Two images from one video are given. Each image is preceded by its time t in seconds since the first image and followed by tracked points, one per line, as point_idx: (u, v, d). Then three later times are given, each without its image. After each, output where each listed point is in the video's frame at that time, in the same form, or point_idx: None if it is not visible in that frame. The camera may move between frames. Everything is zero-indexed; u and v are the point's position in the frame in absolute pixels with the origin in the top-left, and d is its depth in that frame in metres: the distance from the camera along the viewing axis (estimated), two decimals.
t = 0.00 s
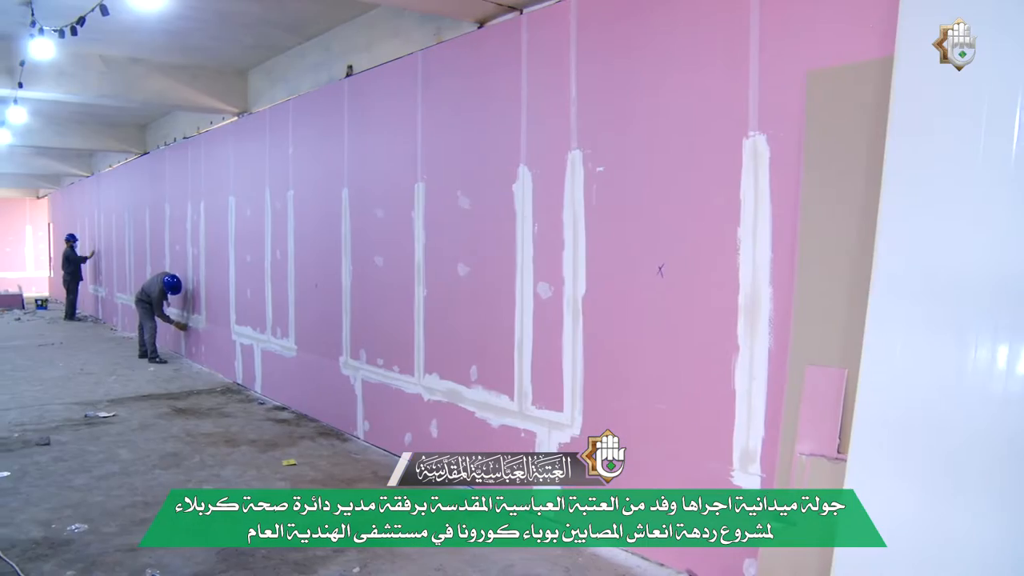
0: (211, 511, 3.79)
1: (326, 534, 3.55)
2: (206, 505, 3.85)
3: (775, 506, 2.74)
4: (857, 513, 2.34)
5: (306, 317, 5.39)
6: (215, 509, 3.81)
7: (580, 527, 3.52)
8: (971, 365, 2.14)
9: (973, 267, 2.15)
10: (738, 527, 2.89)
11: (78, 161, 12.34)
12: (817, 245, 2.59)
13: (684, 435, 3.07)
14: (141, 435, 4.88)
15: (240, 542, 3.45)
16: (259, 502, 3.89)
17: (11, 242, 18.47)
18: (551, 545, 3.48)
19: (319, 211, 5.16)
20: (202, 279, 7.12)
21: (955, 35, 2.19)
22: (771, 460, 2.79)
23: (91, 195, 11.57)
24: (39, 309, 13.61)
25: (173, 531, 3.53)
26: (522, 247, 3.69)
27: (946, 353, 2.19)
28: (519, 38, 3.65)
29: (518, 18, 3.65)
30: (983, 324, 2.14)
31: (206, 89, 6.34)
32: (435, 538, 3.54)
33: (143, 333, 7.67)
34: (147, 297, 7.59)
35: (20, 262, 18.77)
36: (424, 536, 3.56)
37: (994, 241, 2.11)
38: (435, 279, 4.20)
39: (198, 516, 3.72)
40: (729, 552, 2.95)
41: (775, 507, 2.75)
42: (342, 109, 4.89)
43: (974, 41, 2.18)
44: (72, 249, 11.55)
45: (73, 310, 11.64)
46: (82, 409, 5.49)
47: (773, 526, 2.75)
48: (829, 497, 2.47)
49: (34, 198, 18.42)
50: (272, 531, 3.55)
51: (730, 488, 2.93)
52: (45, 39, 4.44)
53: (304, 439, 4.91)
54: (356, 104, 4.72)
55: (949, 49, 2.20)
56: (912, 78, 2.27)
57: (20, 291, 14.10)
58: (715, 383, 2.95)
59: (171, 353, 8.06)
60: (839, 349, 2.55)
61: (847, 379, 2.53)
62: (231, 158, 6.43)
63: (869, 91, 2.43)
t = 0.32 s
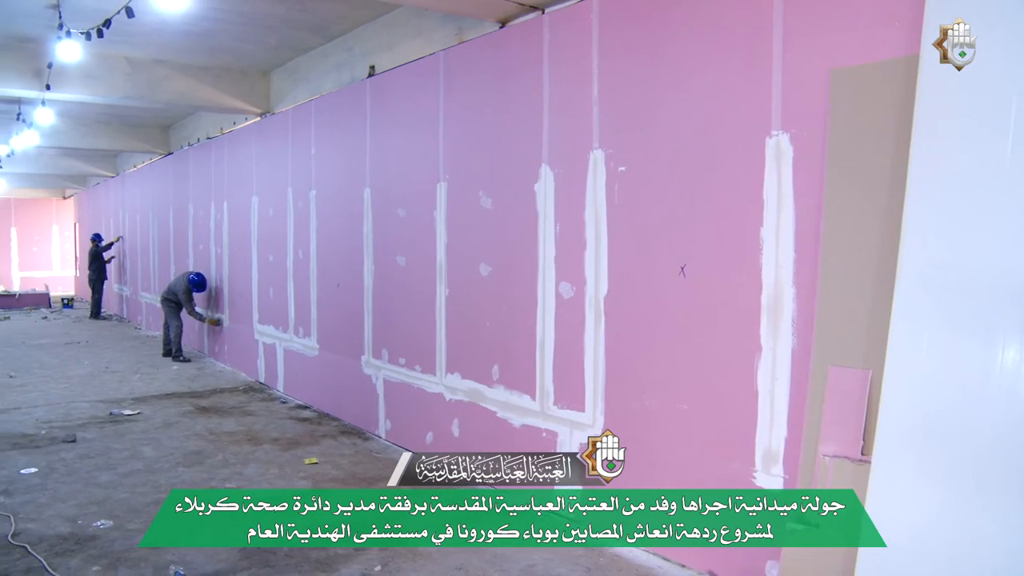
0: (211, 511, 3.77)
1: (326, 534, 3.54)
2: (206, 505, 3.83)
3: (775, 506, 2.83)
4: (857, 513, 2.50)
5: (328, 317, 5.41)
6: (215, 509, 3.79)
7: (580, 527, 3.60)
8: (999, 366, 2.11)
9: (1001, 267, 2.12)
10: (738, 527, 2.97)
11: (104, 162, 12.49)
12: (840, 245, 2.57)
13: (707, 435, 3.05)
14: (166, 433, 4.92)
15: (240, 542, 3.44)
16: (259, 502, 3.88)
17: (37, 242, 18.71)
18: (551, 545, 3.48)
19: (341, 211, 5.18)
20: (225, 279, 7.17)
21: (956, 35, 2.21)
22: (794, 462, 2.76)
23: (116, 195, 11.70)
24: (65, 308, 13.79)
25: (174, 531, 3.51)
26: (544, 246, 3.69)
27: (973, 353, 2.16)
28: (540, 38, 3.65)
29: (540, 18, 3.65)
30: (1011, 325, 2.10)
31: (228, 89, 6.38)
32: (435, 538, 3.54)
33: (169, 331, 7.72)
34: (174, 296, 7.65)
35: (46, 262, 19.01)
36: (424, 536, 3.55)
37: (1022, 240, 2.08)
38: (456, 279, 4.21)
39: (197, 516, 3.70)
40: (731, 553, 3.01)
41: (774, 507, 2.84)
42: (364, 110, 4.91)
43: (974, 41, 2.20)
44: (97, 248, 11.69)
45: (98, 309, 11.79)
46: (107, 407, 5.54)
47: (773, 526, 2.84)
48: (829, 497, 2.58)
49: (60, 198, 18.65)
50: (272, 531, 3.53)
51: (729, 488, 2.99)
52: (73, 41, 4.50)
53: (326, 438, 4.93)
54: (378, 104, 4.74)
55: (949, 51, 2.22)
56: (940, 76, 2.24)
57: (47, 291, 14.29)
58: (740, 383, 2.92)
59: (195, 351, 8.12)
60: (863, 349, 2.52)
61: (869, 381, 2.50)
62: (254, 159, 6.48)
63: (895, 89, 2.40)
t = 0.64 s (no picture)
0: (211, 512, 3.76)
1: (326, 534, 3.52)
2: (206, 505, 3.82)
3: (775, 506, 2.85)
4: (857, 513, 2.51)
5: (349, 316, 5.44)
6: (214, 509, 3.78)
7: (580, 527, 3.62)
8: None
9: None
10: (738, 527, 3.00)
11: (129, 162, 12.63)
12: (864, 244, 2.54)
13: (729, 437, 3.03)
14: (188, 431, 4.95)
15: (240, 542, 3.42)
16: (259, 502, 3.86)
17: (63, 242, 18.95)
18: (551, 545, 3.49)
19: (362, 211, 5.21)
20: (247, 279, 7.22)
21: (956, 35, 2.24)
22: (816, 464, 2.74)
23: (140, 195, 11.84)
24: (90, 307, 13.96)
25: (174, 531, 3.49)
26: (565, 246, 3.68)
27: (1000, 354, 2.14)
28: (561, 38, 3.65)
29: (561, 18, 3.65)
30: None
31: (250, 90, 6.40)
32: (435, 538, 3.53)
33: (190, 330, 7.78)
34: (196, 296, 7.71)
35: (70, 262, 19.23)
36: (424, 536, 3.55)
37: None
38: (477, 279, 4.21)
39: (197, 516, 3.68)
40: (729, 552, 3.09)
41: (774, 507, 2.86)
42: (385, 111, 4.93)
43: (974, 41, 2.22)
44: (121, 248, 11.83)
45: (122, 308, 11.92)
46: (130, 405, 5.60)
47: (773, 526, 2.86)
48: (830, 497, 2.61)
49: (86, 198, 18.90)
50: (272, 531, 3.52)
51: (729, 488, 3.05)
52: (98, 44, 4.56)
53: (347, 437, 4.95)
54: (399, 104, 4.76)
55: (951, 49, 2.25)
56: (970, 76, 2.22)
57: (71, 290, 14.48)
58: (763, 384, 2.90)
59: (216, 350, 8.18)
60: (886, 349, 2.47)
61: (894, 384, 2.46)
62: (276, 160, 6.52)
63: (922, 85, 2.36)
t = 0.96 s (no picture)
0: (211, 512, 3.74)
1: (326, 534, 3.51)
2: (206, 505, 3.80)
3: (775, 506, 2.91)
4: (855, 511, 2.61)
5: (370, 316, 5.46)
6: (214, 509, 3.76)
7: (580, 527, 3.63)
8: None
9: None
10: (738, 527, 3.09)
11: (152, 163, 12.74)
12: (887, 243, 2.51)
13: (752, 439, 3.01)
14: (211, 430, 4.98)
15: (240, 542, 3.40)
16: (259, 502, 3.84)
17: (88, 242, 19.17)
18: (551, 544, 3.49)
19: (383, 211, 5.22)
20: (268, 279, 7.26)
21: (956, 35, 2.29)
22: (839, 465, 2.72)
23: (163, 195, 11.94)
24: (113, 306, 14.11)
25: (174, 532, 3.47)
26: (586, 246, 3.68)
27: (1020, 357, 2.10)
28: (582, 38, 3.65)
29: (582, 18, 3.65)
30: None
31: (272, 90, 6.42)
32: (435, 538, 3.52)
33: (211, 330, 7.84)
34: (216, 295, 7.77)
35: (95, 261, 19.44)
36: (424, 536, 3.54)
37: None
38: (499, 279, 4.21)
39: (198, 516, 3.66)
40: (731, 551, 3.16)
41: (775, 507, 2.92)
42: (406, 111, 4.95)
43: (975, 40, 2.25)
44: (144, 248, 11.93)
45: (145, 307, 12.02)
46: (154, 404, 5.64)
47: (773, 526, 2.93)
48: (830, 497, 2.72)
49: (110, 198, 19.10)
50: (272, 531, 3.50)
51: (729, 488, 3.12)
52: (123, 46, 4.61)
53: (367, 436, 4.96)
54: (420, 104, 4.77)
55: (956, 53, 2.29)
56: (991, 73, 2.18)
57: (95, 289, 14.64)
58: (786, 385, 2.88)
59: (239, 349, 8.23)
60: (910, 351, 2.47)
61: (918, 384, 2.45)
62: (298, 160, 6.55)
63: (946, 86, 2.35)
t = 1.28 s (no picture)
0: (211, 511, 3.73)
1: (326, 534, 3.49)
2: (206, 505, 3.79)
3: (775, 506, 2.99)
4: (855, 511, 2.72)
5: (392, 315, 5.47)
6: (214, 509, 3.75)
7: (580, 527, 3.64)
8: None
9: None
10: (738, 527, 3.17)
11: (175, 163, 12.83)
12: (912, 243, 2.49)
13: (774, 440, 2.99)
14: (234, 428, 5.01)
15: (241, 542, 3.39)
16: (259, 502, 3.83)
17: (113, 242, 19.38)
18: (552, 544, 3.48)
19: (405, 211, 5.23)
20: (291, 279, 7.29)
21: (957, 35, 2.34)
22: (863, 467, 2.70)
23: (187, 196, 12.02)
24: (138, 305, 14.25)
25: (173, 532, 3.45)
26: (608, 247, 3.67)
27: None
28: (604, 38, 3.64)
29: (604, 18, 3.64)
30: None
31: (295, 91, 6.44)
32: (435, 538, 3.51)
33: (234, 329, 7.91)
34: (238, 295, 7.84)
35: (120, 261, 19.60)
36: (423, 536, 3.53)
37: None
38: (522, 279, 4.20)
39: (197, 516, 3.65)
40: (730, 550, 3.25)
41: (774, 507, 3.00)
42: (428, 111, 4.95)
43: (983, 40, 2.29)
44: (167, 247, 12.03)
45: (168, 306, 12.09)
46: (177, 402, 5.69)
47: (773, 526, 3.02)
48: (829, 497, 2.80)
49: (135, 198, 19.31)
50: (272, 531, 3.48)
51: (729, 488, 3.19)
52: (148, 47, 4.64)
53: (389, 436, 4.98)
54: (442, 104, 4.78)
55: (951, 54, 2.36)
56: (1018, 71, 2.14)
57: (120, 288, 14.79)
58: (810, 386, 2.85)
59: (261, 349, 8.28)
60: (936, 352, 2.45)
61: (944, 386, 2.43)
62: (321, 160, 6.58)
63: (974, 86, 2.33)
